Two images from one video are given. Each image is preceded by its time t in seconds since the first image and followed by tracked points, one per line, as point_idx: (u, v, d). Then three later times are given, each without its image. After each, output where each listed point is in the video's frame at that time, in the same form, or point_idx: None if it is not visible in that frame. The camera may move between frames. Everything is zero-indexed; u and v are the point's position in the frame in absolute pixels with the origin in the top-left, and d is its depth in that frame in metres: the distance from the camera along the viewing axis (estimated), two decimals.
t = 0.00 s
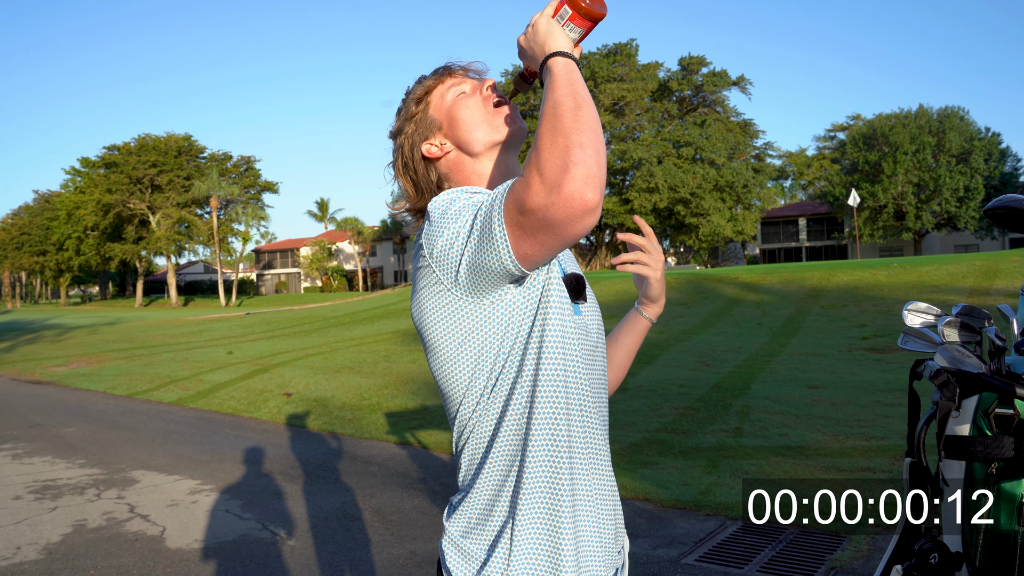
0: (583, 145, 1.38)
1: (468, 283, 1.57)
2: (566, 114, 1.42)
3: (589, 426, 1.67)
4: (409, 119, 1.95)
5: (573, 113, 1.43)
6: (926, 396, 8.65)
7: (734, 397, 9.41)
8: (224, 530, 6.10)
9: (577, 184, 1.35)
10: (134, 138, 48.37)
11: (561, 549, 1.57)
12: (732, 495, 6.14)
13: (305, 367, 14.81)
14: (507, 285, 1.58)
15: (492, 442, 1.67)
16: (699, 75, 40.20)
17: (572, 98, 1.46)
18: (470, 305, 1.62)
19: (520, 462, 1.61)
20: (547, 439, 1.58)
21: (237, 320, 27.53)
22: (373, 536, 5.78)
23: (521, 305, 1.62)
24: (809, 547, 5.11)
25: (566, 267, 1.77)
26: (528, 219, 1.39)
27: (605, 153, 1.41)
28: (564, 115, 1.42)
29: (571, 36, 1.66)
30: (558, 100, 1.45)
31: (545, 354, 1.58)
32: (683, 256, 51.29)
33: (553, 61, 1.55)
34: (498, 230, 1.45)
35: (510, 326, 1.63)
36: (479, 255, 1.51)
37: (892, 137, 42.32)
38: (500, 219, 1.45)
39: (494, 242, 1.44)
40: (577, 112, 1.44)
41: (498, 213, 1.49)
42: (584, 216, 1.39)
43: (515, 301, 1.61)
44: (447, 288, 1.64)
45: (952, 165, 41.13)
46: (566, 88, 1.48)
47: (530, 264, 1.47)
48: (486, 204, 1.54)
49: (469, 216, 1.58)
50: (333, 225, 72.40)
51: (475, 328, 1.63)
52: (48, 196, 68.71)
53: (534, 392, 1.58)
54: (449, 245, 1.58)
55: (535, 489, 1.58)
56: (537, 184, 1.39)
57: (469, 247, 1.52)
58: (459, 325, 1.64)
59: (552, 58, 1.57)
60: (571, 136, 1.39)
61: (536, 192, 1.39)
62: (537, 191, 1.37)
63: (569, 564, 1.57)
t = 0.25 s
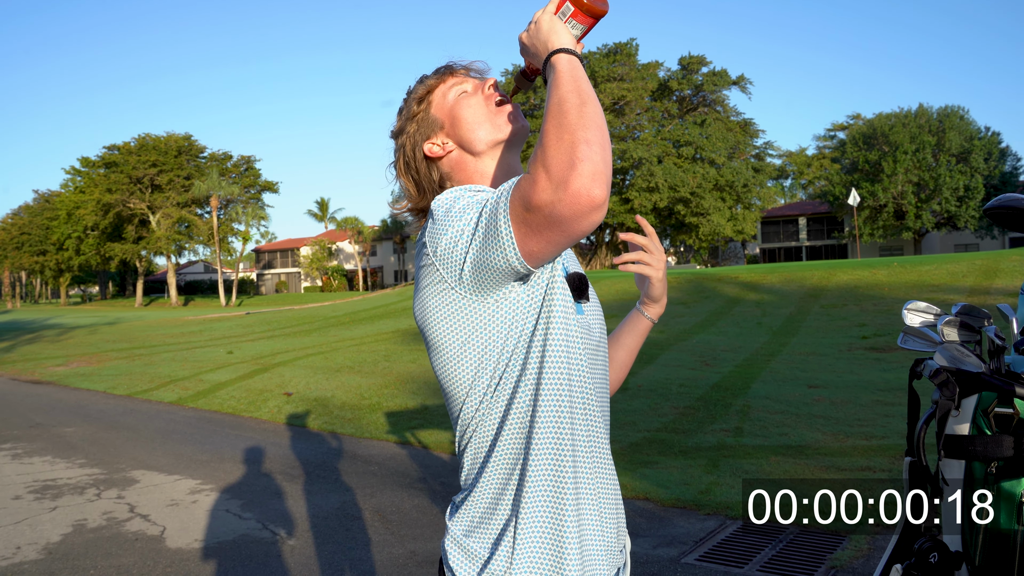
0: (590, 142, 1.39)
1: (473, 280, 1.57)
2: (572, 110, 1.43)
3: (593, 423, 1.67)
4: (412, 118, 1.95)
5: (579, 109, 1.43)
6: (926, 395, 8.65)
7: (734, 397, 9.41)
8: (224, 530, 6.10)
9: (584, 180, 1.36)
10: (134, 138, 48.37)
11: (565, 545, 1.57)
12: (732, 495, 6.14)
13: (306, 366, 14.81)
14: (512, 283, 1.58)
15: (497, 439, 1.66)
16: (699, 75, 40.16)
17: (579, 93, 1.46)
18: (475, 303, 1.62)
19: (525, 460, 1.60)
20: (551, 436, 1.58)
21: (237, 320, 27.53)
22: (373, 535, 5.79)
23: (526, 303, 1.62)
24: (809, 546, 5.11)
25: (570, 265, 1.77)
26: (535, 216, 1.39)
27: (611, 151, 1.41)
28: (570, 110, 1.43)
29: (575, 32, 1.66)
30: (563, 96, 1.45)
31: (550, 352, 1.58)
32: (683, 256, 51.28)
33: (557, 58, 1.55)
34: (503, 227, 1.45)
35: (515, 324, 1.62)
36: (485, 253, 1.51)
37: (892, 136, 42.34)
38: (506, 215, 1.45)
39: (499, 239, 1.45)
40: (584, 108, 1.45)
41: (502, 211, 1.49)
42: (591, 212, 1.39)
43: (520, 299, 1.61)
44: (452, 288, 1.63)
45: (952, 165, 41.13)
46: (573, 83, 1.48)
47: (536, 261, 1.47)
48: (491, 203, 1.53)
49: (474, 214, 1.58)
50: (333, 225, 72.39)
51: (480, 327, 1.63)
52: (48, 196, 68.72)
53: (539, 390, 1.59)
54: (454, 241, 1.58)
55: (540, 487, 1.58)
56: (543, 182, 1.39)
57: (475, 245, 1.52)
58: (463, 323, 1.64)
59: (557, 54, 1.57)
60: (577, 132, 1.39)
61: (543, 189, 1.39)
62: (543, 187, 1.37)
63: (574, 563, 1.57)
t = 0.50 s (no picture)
0: (594, 141, 1.39)
1: (477, 280, 1.57)
2: (575, 109, 1.43)
3: (596, 424, 1.68)
4: (411, 118, 1.95)
5: (583, 107, 1.43)
6: (926, 395, 8.65)
7: (735, 396, 9.41)
8: (225, 530, 6.10)
9: (588, 180, 1.36)
10: (134, 138, 48.34)
11: (570, 545, 1.57)
12: (732, 494, 6.14)
13: (306, 366, 14.81)
14: (513, 284, 1.59)
15: (497, 442, 1.68)
16: (699, 75, 40.13)
17: (580, 92, 1.47)
18: (478, 303, 1.62)
19: (527, 460, 1.61)
20: (555, 439, 1.58)
21: (237, 319, 27.53)
22: (373, 535, 5.79)
23: (530, 302, 1.62)
24: (809, 546, 5.11)
25: (572, 265, 1.77)
26: (539, 215, 1.40)
27: (614, 150, 1.41)
28: (573, 110, 1.43)
29: (574, 31, 1.66)
30: (566, 95, 1.45)
31: (552, 351, 1.58)
32: (683, 255, 51.28)
33: (559, 57, 1.54)
34: (507, 226, 1.45)
35: (517, 321, 1.62)
36: (488, 253, 1.50)
37: (892, 135, 42.39)
38: (510, 215, 1.45)
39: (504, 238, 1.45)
40: (588, 108, 1.44)
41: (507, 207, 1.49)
42: (595, 212, 1.39)
43: (525, 297, 1.61)
44: (457, 288, 1.62)
45: (952, 164, 41.15)
46: (574, 82, 1.48)
47: (539, 262, 1.47)
48: (495, 201, 1.54)
49: (477, 214, 1.58)
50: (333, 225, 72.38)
51: (482, 326, 1.63)
52: (47, 196, 68.75)
53: (542, 387, 1.58)
54: (458, 240, 1.58)
55: (541, 489, 1.58)
56: (550, 181, 1.39)
57: (477, 244, 1.52)
58: (466, 323, 1.64)
59: (557, 53, 1.57)
60: (580, 130, 1.39)
61: (550, 190, 1.39)
62: (545, 185, 1.38)
63: (577, 560, 1.57)
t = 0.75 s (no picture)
0: (597, 139, 1.39)
1: (479, 280, 1.57)
2: (577, 108, 1.43)
3: (598, 426, 1.68)
4: (412, 117, 1.95)
5: (585, 106, 1.43)
6: (926, 394, 8.65)
7: (735, 396, 9.41)
8: (225, 530, 6.10)
9: (591, 179, 1.36)
10: (133, 138, 48.35)
11: (572, 544, 1.57)
12: (732, 494, 6.14)
13: (305, 366, 14.81)
14: (517, 283, 1.59)
15: (498, 442, 1.68)
16: (699, 74, 40.13)
17: (582, 92, 1.47)
18: (479, 304, 1.62)
19: (529, 459, 1.61)
20: (556, 440, 1.58)
21: (237, 319, 27.52)
22: (373, 535, 5.79)
23: (531, 302, 1.63)
24: (809, 546, 5.11)
25: (573, 265, 1.78)
26: (543, 214, 1.40)
27: (617, 148, 1.41)
28: (576, 108, 1.43)
29: (576, 28, 1.66)
30: (569, 94, 1.45)
31: (554, 351, 1.58)
32: (683, 255, 51.27)
33: (561, 56, 1.54)
34: (509, 225, 1.45)
35: (519, 321, 1.62)
36: (491, 252, 1.50)
37: (892, 135, 42.41)
38: (513, 213, 1.44)
39: (507, 238, 1.45)
40: (591, 106, 1.44)
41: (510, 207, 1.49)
42: (599, 211, 1.39)
43: (527, 296, 1.61)
44: (459, 288, 1.62)
45: (952, 164, 41.15)
46: (576, 81, 1.48)
47: (542, 261, 1.47)
48: (497, 201, 1.54)
49: (479, 214, 1.58)
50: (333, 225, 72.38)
51: (484, 327, 1.63)
52: (47, 195, 68.79)
53: (544, 386, 1.58)
54: (461, 239, 1.58)
55: (543, 490, 1.58)
56: (551, 182, 1.39)
57: (480, 244, 1.52)
58: (468, 323, 1.64)
59: (559, 51, 1.57)
60: (584, 129, 1.39)
61: (553, 189, 1.39)
62: (548, 186, 1.38)
63: (581, 560, 1.57)
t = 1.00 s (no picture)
0: (600, 138, 1.39)
1: (479, 280, 1.57)
2: (579, 106, 1.43)
3: (598, 427, 1.68)
4: (412, 115, 1.95)
5: (587, 104, 1.43)
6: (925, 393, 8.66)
7: (734, 396, 9.40)
8: (224, 529, 6.10)
9: (594, 176, 1.36)
10: (133, 138, 48.32)
11: (573, 543, 1.57)
12: (731, 494, 6.14)
13: (305, 365, 14.81)
14: (518, 282, 1.59)
15: (498, 441, 1.68)
16: (699, 74, 40.11)
17: (585, 89, 1.47)
18: (480, 303, 1.62)
19: (529, 459, 1.61)
20: (557, 440, 1.58)
21: (237, 319, 27.50)
22: (373, 535, 5.78)
23: (533, 300, 1.63)
24: (808, 545, 5.11)
25: (574, 264, 1.78)
26: (546, 212, 1.39)
27: (618, 146, 1.41)
28: (578, 107, 1.43)
29: (577, 26, 1.66)
30: (570, 92, 1.46)
31: (555, 351, 1.58)
32: (682, 255, 51.24)
33: (562, 53, 1.54)
34: (512, 223, 1.45)
35: (521, 319, 1.63)
36: (494, 251, 1.50)
37: (891, 135, 42.41)
38: (515, 212, 1.44)
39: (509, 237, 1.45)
40: (594, 104, 1.44)
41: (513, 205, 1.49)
42: (602, 209, 1.39)
43: (528, 297, 1.62)
44: (462, 287, 1.62)
45: (952, 164, 41.14)
46: (577, 80, 1.48)
47: (545, 259, 1.47)
48: (500, 198, 1.54)
49: (481, 212, 1.58)
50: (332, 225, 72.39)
51: (486, 327, 1.63)
52: (46, 195, 68.73)
53: (545, 385, 1.59)
54: (463, 237, 1.58)
55: (543, 489, 1.58)
56: (553, 180, 1.39)
57: (482, 244, 1.52)
58: (469, 323, 1.64)
59: (561, 48, 1.57)
60: (586, 127, 1.40)
61: (554, 188, 1.39)
62: (551, 183, 1.38)
63: (583, 559, 1.57)
